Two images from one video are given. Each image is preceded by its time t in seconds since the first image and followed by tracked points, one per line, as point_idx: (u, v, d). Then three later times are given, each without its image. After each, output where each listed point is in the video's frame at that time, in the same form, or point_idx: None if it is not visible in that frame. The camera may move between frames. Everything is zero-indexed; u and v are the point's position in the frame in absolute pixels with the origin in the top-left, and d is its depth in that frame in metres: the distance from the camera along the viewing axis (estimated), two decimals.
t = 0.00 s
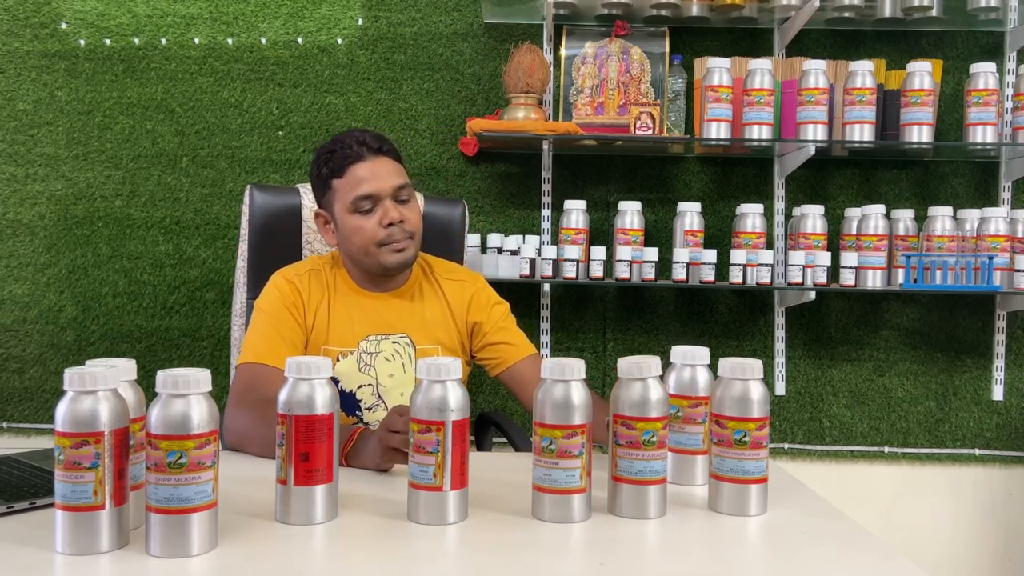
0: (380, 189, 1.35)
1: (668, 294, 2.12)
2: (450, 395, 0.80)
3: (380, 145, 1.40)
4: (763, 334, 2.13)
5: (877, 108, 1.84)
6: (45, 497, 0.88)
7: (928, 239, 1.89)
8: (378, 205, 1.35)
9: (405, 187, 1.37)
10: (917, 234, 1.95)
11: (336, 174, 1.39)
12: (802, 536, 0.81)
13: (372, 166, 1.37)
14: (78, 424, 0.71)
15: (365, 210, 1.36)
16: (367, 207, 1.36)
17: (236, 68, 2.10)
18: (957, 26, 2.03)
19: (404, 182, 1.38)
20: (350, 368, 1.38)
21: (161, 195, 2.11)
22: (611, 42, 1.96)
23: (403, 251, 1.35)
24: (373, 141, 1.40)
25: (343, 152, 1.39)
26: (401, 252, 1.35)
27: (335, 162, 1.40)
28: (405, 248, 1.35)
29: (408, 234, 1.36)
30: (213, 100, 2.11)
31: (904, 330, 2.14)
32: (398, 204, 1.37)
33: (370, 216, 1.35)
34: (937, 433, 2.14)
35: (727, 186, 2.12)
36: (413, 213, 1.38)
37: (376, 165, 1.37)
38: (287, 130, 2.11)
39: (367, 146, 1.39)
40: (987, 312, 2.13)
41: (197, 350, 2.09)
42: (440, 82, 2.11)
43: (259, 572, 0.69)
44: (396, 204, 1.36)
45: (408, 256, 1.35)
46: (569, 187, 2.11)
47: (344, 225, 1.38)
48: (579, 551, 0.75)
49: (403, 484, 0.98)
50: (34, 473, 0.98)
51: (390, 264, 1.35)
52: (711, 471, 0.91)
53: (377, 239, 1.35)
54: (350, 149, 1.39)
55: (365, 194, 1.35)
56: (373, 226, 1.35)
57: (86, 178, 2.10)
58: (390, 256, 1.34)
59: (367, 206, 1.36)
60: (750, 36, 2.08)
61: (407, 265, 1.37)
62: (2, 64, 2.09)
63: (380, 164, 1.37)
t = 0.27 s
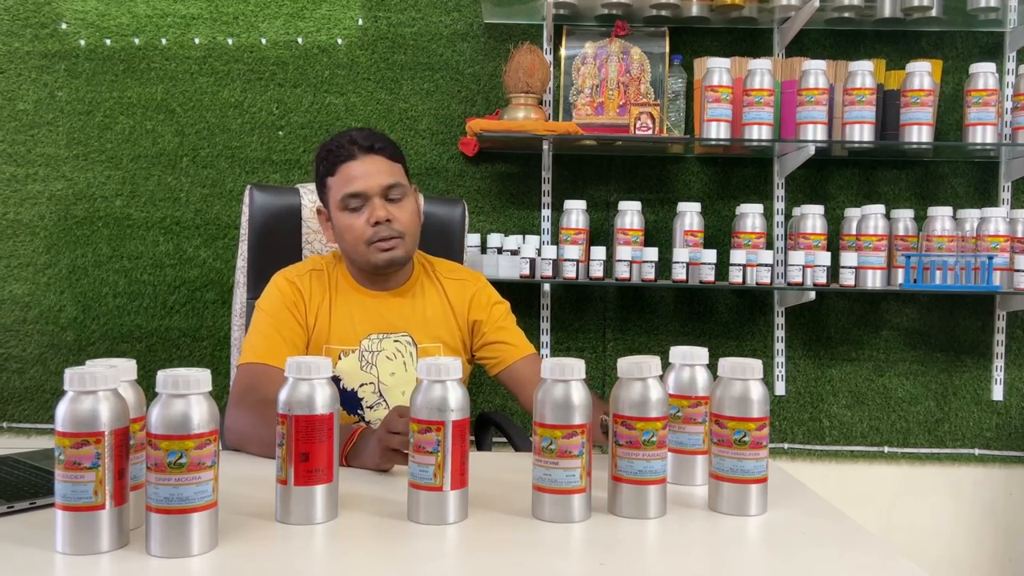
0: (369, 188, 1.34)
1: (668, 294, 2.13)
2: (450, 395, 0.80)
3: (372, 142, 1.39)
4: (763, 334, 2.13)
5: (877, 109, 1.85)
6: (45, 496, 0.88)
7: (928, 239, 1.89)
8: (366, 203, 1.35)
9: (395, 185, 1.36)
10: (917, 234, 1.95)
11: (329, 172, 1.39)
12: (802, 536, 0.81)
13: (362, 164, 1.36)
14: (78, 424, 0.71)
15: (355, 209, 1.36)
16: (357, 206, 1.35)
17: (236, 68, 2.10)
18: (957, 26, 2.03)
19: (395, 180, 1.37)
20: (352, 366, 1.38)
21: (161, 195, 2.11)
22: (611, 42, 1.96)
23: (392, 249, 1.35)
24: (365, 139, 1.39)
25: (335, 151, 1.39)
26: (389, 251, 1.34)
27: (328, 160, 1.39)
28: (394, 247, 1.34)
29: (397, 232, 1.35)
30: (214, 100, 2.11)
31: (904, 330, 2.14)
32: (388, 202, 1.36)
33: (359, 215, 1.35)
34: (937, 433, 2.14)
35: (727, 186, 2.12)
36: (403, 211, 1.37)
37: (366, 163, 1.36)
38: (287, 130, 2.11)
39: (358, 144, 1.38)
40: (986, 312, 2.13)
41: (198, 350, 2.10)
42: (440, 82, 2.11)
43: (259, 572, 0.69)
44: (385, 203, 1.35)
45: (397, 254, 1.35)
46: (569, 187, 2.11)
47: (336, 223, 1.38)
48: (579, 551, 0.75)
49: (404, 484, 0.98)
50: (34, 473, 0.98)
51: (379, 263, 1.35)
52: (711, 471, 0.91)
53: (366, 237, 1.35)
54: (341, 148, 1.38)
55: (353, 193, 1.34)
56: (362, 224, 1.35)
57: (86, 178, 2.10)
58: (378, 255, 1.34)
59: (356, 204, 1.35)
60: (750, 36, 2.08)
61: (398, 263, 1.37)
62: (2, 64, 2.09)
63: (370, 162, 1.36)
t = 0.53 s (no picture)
0: (370, 183, 1.35)
1: (668, 294, 2.13)
2: (450, 395, 0.80)
3: (381, 139, 1.38)
4: (763, 334, 2.13)
5: (877, 109, 1.85)
6: (46, 496, 0.88)
7: (927, 239, 1.89)
8: (367, 198, 1.35)
9: (398, 182, 1.36)
10: (917, 233, 1.95)
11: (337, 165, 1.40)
12: (802, 535, 0.81)
13: (368, 159, 1.36)
14: (78, 424, 0.71)
15: (356, 203, 1.36)
16: (358, 200, 1.36)
17: (236, 68, 2.10)
18: (957, 26, 2.03)
19: (398, 177, 1.36)
20: (357, 364, 1.39)
21: (162, 195, 2.11)
22: (611, 42, 1.96)
23: (389, 245, 1.34)
24: (375, 134, 1.39)
25: (344, 144, 1.39)
26: (385, 246, 1.34)
27: (338, 153, 1.40)
28: (390, 243, 1.34)
29: (395, 229, 1.35)
30: (214, 100, 2.11)
31: (903, 330, 2.14)
32: (390, 199, 1.36)
33: (359, 209, 1.36)
34: (937, 433, 2.14)
35: (726, 186, 2.12)
36: (404, 208, 1.36)
37: (372, 158, 1.36)
38: (287, 131, 2.11)
39: (367, 139, 1.38)
40: (986, 312, 2.13)
41: (198, 350, 2.10)
42: (440, 83, 2.11)
43: (259, 572, 0.69)
44: (386, 199, 1.35)
45: (392, 251, 1.34)
46: (568, 187, 2.11)
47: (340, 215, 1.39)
48: (579, 551, 0.75)
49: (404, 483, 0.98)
50: (34, 473, 0.98)
51: (374, 257, 1.35)
52: (711, 471, 0.91)
53: (364, 232, 1.35)
54: (351, 141, 1.39)
55: (355, 187, 1.35)
56: (361, 218, 1.35)
57: (86, 178, 2.10)
58: (373, 250, 1.35)
59: (358, 199, 1.36)
60: (750, 36, 2.08)
61: (394, 260, 1.36)
62: (2, 64, 2.09)
63: (376, 157, 1.37)
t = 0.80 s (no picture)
0: (389, 180, 1.34)
1: (668, 294, 2.13)
2: (450, 395, 0.80)
3: (404, 138, 1.37)
4: (763, 334, 2.13)
5: (877, 109, 1.85)
6: (46, 496, 0.89)
7: (927, 239, 1.89)
8: (385, 195, 1.35)
9: (418, 182, 1.35)
10: (917, 233, 1.95)
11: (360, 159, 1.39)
12: (802, 535, 0.82)
13: (389, 156, 1.35)
14: (79, 424, 0.71)
15: (373, 199, 1.36)
16: (375, 196, 1.35)
17: (236, 68, 2.11)
18: (957, 26, 2.03)
19: (417, 177, 1.35)
20: (364, 362, 1.39)
21: (162, 195, 2.11)
22: (611, 42, 1.96)
23: (400, 244, 1.34)
24: (400, 133, 1.38)
25: (369, 140, 1.39)
26: (396, 244, 1.34)
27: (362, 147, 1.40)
28: (401, 241, 1.34)
29: (408, 228, 1.34)
30: (214, 101, 2.11)
31: (903, 330, 2.14)
32: (407, 198, 1.35)
33: (375, 205, 1.35)
34: (936, 433, 2.14)
35: (726, 186, 2.12)
36: (420, 209, 1.36)
37: (393, 156, 1.35)
38: (287, 131, 2.11)
39: (392, 136, 1.37)
40: (986, 312, 2.13)
41: (198, 350, 2.10)
42: (440, 83, 2.11)
43: (260, 572, 0.69)
44: (403, 197, 1.34)
45: (402, 249, 1.34)
46: (568, 187, 2.11)
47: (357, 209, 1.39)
48: (579, 551, 0.75)
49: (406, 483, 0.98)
50: (35, 473, 0.98)
51: (384, 254, 1.35)
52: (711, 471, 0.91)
53: (377, 228, 1.34)
54: (376, 138, 1.38)
55: (374, 183, 1.35)
56: (376, 214, 1.35)
57: (86, 178, 2.10)
58: (384, 247, 1.34)
59: (375, 195, 1.35)
60: (750, 36, 2.08)
61: (404, 259, 1.36)
62: (3, 64, 2.09)
63: (399, 156, 1.36)
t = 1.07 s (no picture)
0: (403, 188, 1.32)
1: (668, 294, 2.13)
2: (450, 395, 0.80)
3: (420, 145, 1.35)
4: (763, 334, 2.13)
5: (877, 109, 1.85)
6: (46, 496, 0.89)
7: (927, 239, 1.89)
8: (397, 201, 1.33)
9: (432, 191, 1.33)
10: (917, 233, 1.95)
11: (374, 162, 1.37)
12: (801, 535, 0.82)
13: (403, 163, 1.33)
14: (78, 424, 0.71)
15: (385, 204, 1.34)
16: (387, 202, 1.34)
17: (236, 69, 2.11)
18: (956, 26, 2.03)
19: (431, 185, 1.34)
20: (367, 365, 1.39)
21: (162, 195, 2.11)
22: (611, 43, 1.96)
23: (410, 251, 1.33)
24: (416, 139, 1.36)
25: (385, 143, 1.37)
26: (406, 252, 1.33)
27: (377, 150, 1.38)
28: (411, 249, 1.33)
29: (419, 236, 1.33)
30: (214, 101, 2.11)
31: (903, 330, 2.15)
32: (420, 206, 1.33)
33: (387, 210, 1.34)
34: (936, 433, 2.15)
35: (726, 186, 2.12)
36: (432, 217, 1.34)
37: (408, 164, 1.33)
38: (287, 131, 2.11)
39: (408, 142, 1.35)
40: (986, 312, 2.14)
41: (198, 350, 2.10)
42: (440, 83, 2.11)
43: (260, 572, 0.69)
44: (416, 205, 1.33)
45: (412, 257, 1.33)
46: (568, 187, 2.11)
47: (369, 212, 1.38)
48: (580, 551, 0.75)
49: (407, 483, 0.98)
50: (35, 473, 0.98)
51: (393, 260, 1.34)
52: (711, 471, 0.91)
53: (388, 234, 1.33)
54: (391, 142, 1.36)
55: (388, 189, 1.33)
56: (387, 220, 1.33)
57: (86, 178, 2.10)
58: (394, 254, 1.33)
59: (387, 201, 1.34)
60: (750, 37, 2.08)
61: (413, 266, 1.35)
62: (3, 64, 2.09)
63: (414, 163, 1.34)
